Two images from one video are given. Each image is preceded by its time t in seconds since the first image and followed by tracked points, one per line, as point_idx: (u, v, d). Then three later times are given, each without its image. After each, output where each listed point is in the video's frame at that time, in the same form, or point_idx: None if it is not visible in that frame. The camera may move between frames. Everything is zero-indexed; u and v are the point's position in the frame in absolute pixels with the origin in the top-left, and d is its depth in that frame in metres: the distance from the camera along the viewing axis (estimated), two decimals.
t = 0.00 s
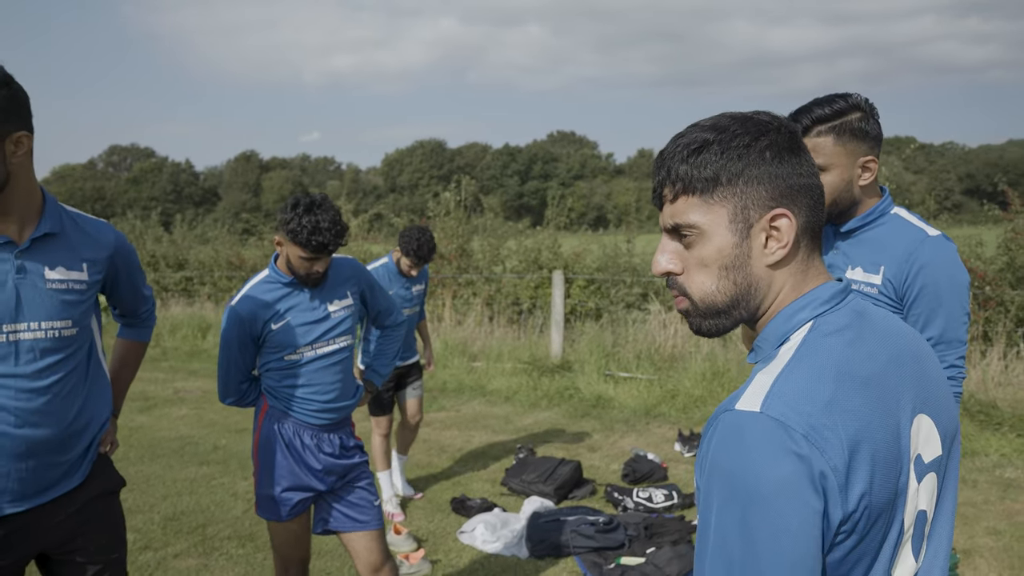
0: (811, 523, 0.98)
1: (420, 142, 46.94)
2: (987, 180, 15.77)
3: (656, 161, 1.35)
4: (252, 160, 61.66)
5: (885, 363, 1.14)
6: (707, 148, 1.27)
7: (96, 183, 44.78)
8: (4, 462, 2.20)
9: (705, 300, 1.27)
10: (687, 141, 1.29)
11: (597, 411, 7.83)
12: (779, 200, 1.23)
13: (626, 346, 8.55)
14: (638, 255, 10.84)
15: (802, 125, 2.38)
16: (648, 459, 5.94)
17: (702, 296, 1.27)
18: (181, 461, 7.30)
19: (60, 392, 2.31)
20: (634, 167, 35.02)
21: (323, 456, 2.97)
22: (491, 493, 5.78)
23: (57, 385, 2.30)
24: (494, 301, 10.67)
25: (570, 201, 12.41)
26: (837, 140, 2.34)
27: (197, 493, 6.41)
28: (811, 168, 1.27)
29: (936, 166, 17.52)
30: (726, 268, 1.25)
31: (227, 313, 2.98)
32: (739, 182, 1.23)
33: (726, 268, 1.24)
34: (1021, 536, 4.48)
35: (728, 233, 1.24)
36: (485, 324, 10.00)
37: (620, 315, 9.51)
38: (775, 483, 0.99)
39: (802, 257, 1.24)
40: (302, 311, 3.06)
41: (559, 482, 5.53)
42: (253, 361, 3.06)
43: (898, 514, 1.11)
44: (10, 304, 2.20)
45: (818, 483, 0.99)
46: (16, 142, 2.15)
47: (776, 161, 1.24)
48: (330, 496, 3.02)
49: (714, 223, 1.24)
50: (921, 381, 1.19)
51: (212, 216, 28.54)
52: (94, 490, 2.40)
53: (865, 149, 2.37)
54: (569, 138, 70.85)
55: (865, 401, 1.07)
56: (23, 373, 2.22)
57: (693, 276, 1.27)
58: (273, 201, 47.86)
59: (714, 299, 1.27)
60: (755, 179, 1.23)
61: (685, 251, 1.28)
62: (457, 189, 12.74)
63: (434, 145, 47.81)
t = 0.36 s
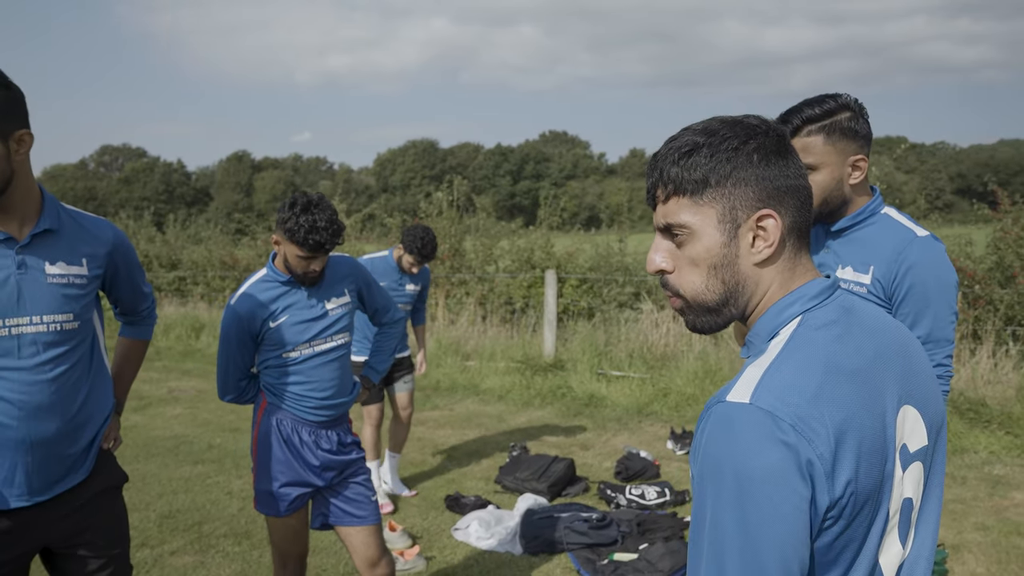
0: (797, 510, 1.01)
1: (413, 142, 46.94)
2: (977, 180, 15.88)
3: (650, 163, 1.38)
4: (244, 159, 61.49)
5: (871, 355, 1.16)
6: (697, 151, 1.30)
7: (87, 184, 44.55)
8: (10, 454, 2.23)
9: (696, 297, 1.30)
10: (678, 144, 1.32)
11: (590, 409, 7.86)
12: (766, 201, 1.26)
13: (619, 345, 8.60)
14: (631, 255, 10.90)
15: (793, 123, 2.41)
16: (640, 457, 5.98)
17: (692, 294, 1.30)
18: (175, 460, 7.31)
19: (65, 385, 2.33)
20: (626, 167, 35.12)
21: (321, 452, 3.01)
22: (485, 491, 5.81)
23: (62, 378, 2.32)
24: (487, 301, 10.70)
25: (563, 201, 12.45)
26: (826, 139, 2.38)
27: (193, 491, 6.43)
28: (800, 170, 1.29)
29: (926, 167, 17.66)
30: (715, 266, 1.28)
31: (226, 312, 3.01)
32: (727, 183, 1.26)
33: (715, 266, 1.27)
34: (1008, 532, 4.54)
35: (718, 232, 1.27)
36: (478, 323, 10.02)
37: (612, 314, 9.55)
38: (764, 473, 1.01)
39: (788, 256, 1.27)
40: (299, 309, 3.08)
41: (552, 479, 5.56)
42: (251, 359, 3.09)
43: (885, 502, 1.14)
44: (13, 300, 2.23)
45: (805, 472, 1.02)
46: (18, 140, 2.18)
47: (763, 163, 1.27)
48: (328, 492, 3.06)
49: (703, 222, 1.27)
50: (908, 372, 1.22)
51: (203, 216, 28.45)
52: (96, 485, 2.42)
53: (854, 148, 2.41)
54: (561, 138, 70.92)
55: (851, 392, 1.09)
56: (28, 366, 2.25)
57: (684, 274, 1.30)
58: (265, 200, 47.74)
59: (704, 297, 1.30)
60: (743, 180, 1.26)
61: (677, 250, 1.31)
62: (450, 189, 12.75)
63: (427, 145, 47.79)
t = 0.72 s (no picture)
0: (755, 485, 1.08)
1: (411, 142, 47.01)
2: (971, 181, 15.93)
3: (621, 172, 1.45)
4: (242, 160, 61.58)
5: (827, 343, 1.24)
6: (662, 158, 1.36)
7: (84, 184, 44.55)
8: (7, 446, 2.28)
9: (665, 293, 1.37)
10: (645, 152, 1.39)
11: (585, 407, 7.92)
12: (727, 203, 1.32)
13: (614, 344, 8.68)
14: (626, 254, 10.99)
15: (763, 136, 2.46)
16: (634, 453, 6.04)
17: (661, 290, 1.37)
18: (174, 456, 7.37)
19: (60, 378, 2.39)
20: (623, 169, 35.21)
21: (320, 445, 3.08)
22: (481, 487, 5.87)
23: (57, 371, 2.39)
24: (484, 300, 10.77)
25: (560, 201, 12.53)
26: (796, 152, 2.45)
27: (192, 487, 6.48)
28: (759, 173, 1.36)
29: (919, 170, 17.80)
30: (682, 264, 1.35)
31: (227, 309, 3.08)
32: (691, 187, 1.33)
33: (682, 263, 1.34)
34: (994, 526, 4.61)
35: (685, 233, 1.34)
36: (474, 322, 10.10)
37: (608, 314, 9.62)
38: (724, 452, 1.08)
39: (748, 253, 1.34)
40: (298, 306, 3.15)
41: (547, 475, 5.63)
42: (250, 356, 3.16)
43: (838, 479, 1.22)
44: (12, 296, 2.30)
45: (761, 450, 1.09)
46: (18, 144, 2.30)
47: (723, 167, 1.33)
48: (326, 484, 3.13)
49: (670, 223, 1.34)
50: (864, 359, 1.29)
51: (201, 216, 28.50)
52: (92, 473, 2.48)
53: (823, 158, 2.48)
54: (559, 139, 70.97)
55: (806, 377, 1.16)
56: (26, 359, 2.32)
57: (655, 272, 1.37)
58: (262, 200, 47.77)
59: (674, 293, 1.37)
60: (705, 184, 1.33)
61: (649, 249, 1.38)
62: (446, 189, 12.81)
63: (425, 145, 47.83)
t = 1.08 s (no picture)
0: (744, 447, 1.26)
1: (442, 144, 47.46)
2: (1013, 179, 15.64)
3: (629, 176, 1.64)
4: (277, 162, 62.72)
5: (815, 326, 1.40)
6: (657, 162, 1.55)
7: (127, 186, 45.85)
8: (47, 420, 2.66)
9: (668, 280, 1.54)
10: (645, 158, 1.58)
11: (613, 404, 8.07)
12: (710, 197, 1.49)
13: (642, 342, 8.81)
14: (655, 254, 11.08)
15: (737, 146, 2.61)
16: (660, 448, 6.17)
17: (663, 279, 1.55)
18: (216, 448, 7.72)
19: (89, 364, 2.80)
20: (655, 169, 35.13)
21: (357, 431, 3.31)
22: (510, 479, 6.07)
23: (89, 356, 2.80)
24: (515, 299, 10.97)
25: (591, 202, 12.67)
26: (768, 159, 2.60)
27: (234, 477, 6.80)
28: (740, 168, 1.52)
29: (957, 170, 17.54)
30: (676, 256, 1.53)
31: (270, 303, 3.33)
32: (679, 188, 1.51)
33: (676, 256, 1.52)
34: (1016, 522, 4.66)
35: (674, 228, 1.52)
36: (505, 321, 10.29)
37: (636, 313, 9.75)
38: (717, 418, 1.26)
39: (733, 240, 1.50)
40: (337, 299, 3.38)
41: (574, 468, 5.80)
42: (290, 347, 3.41)
43: (824, 446, 1.38)
44: (50, 293, 2.72)
45: (750, 417, 1.27)
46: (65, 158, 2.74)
47: (704, 166, 1.50)
48: (363, 468, 3.36)
49: (663, 220, 1.52)
50: (850, 341, 1.46)
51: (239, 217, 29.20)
52: (122, 446, 2.85)
53: (795, 162, 2.63)
54: (590, 140, 70.88)
55: (794, 355, 1.33)
56: (62, 346, 2.73)
57: (656, 264, 1.56)
58: (297, 201, 48.64)
59: (673, 282, 1.55)
60: (691, 184, 1.50)
61: (649, 244, 1.56)
62: (477, 190, 13.03)
63: (456, 146, 48.21)
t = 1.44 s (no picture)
0: (750, 429, 1.43)
1: (464, 145, 47.80)
2: None
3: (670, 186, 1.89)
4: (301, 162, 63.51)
5: (821, 325, 1.57)
6: (676, 178, 1.79)
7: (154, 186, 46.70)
8: (98, 408, 2.91)
9: (693, 281, 1.77)
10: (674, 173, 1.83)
11: (635, 403, 8.21)
12: (703, 206, 1.69)
13: (664, 342, 8.96)
14: (677, 255, 11.21)
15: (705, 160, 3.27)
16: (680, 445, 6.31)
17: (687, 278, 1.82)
18: (249, 443, 8.00)
19: (134, 354, 3.05)
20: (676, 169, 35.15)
21: (392, 423, 3.51)
22: (534, 474, 6.26)
23: (134, 347, 3.05)
24: (538, 299, 11.16)
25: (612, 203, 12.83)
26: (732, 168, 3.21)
27: (267, 470, 7.05)
28: (737, 177, 1.68)
29: (983, 171, 17.44)
30: (690, 260, 1.77)
31: (311, 301, 3.55)
32: (686, 201, 1.73)
33: (689, 259, 1.77)
34: None
35: (684, 236, 1.76)
36: (529, 320, 10.48)
37: (658, 313, 9.90)
38: (726, 404, 1.44)
39: (723, 241, 1.67)
40: (374, 299, 3.58)
41: (597, 464, 5.97)
42: (330, 343, 3.65)
43: (828, 433, 1.55)
44: (99, 291, 2.96)
45: (756, 404, 1.44)
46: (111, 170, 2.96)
47: (701, 178, 1.71)
48: (397, 459, 3.56)
49: (678, 229, 1.77)
50: (855, 339, 1.62)
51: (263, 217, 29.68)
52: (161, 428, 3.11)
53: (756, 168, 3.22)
54: (611, 140, 70.88)
55: (799, 350, 1.50)
56: (111, 340, 2.97)
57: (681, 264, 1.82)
58: (320, 202, 49.25)
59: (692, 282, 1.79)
60: (692, 199, 1.72)
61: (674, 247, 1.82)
62: (501, 192, 13.23)
63: (478, 147, 48.49)
